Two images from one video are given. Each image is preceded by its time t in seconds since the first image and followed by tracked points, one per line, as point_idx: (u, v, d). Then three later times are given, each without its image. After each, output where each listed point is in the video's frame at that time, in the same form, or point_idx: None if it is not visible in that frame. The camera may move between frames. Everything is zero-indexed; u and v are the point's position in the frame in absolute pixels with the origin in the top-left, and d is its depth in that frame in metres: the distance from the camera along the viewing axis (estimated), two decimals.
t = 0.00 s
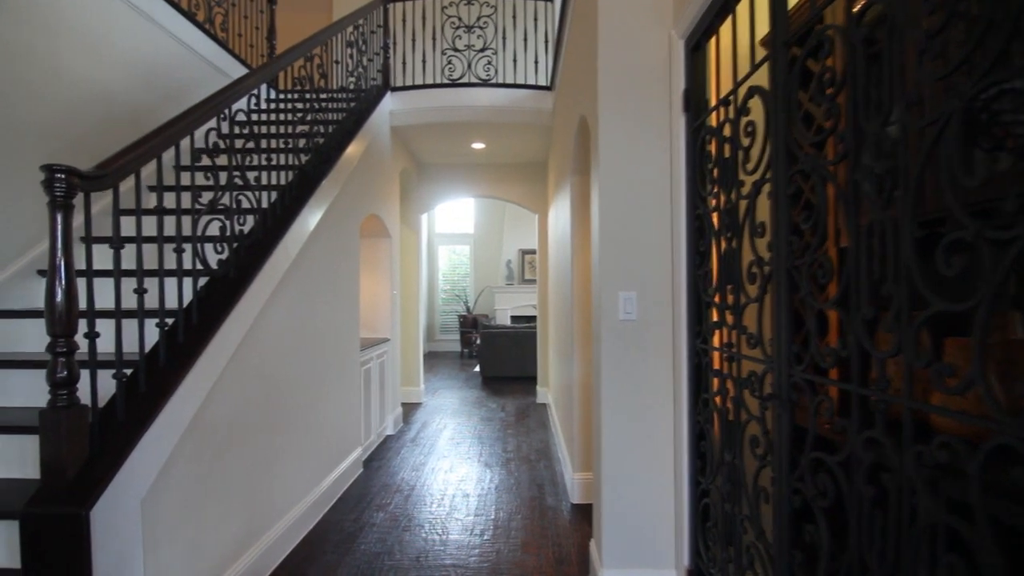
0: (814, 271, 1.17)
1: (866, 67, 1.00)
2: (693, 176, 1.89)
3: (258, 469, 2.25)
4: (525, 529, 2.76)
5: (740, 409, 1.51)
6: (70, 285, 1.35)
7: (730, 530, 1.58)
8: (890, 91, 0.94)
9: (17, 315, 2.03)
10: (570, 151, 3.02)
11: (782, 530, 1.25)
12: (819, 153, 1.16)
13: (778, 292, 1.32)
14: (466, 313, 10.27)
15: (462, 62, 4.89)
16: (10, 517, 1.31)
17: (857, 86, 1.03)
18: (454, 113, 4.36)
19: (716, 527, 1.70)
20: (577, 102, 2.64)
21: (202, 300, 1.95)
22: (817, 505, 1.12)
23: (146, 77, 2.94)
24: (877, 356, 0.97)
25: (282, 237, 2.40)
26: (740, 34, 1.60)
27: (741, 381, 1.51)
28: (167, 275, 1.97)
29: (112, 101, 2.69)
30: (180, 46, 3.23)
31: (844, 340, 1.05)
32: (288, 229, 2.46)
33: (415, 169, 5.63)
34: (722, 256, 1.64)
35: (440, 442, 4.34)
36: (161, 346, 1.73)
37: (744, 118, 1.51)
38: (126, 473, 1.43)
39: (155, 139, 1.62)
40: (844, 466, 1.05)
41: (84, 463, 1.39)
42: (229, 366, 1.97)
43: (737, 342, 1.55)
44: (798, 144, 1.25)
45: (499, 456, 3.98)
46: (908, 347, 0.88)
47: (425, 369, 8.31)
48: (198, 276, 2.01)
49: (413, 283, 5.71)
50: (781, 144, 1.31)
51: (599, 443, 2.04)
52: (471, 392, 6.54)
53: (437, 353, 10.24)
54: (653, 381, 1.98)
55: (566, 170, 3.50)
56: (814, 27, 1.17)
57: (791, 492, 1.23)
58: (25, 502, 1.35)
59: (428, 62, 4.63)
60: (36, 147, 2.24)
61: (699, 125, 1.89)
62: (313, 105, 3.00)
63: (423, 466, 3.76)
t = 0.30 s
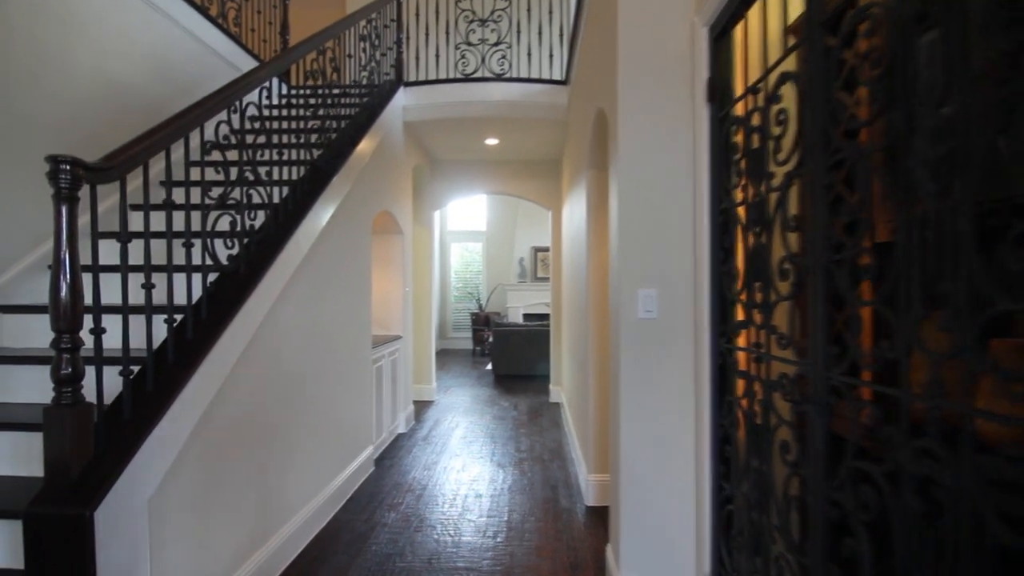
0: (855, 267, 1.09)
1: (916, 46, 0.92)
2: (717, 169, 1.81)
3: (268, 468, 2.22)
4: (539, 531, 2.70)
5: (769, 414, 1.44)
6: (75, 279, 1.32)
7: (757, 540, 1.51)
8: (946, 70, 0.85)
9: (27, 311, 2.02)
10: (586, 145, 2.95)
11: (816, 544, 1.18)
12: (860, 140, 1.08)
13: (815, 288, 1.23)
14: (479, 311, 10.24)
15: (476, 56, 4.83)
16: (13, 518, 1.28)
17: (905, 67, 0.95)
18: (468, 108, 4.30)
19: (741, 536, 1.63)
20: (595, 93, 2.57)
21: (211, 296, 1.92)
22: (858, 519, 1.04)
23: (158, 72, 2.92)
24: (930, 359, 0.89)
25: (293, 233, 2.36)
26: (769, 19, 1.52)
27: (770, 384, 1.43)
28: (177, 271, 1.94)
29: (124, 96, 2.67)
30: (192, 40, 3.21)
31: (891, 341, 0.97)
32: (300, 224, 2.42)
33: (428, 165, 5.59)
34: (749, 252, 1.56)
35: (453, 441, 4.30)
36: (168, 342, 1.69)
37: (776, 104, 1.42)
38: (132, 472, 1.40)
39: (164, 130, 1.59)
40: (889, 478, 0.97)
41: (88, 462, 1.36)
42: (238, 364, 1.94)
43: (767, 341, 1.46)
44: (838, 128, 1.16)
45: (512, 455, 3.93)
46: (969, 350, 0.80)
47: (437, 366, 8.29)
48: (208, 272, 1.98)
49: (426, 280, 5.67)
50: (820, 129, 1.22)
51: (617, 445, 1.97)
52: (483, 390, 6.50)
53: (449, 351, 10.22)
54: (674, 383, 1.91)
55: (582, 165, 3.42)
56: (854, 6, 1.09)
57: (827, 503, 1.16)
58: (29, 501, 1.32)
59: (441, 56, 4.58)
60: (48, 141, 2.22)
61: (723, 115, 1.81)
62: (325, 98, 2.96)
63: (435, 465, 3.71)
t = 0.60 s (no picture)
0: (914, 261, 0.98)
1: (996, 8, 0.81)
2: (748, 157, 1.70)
3: (275, 467, 2.16)
4: (554, 535, 2.62)
5: (809, 420, 1.33)
6: (68, 271, 1.25)
7: (793, 555, 1.41)
8: None
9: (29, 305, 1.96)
10: (603, 135, 2.83)
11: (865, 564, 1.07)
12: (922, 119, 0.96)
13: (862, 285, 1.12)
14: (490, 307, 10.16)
15: (489, 47, 4.73)
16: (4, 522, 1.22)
17: (981, 34, 0.83)
18: (480, 100, 4.21)
19: (773, 549, 1.53)
20: (614, 80, 2.45)
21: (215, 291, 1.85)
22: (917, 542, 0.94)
23: (165, 61, 2.86)
24: (1013, 365, 0.78)
25: (301, 225, 2.28)
26: None
27: (810, 388, 1.32)
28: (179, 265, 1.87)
29: (130, 85, 2.61)
30: (200, 29, 3.15)
31: (962, 344, 0.86)
32: (308, 216, 2.34)
33: (440, 159, 5.50)
34: (785, 245, 1.44)
35: (464, 439, 4.22)
36: (170, 339, 1.63)
37: (816, 84, 1.30)
38: (131, 475, 1.33)
39: (166, 115, 1.52)
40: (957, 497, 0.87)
41: (85, 464, 1.29)
42: (243, 361, 1.87)
43: (807, 341, 1.35)
44: (891, 107, 1.04)
45: (524, 454, 3.84)
46: None
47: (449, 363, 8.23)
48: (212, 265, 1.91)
49: (437, 276, 5.60)
50: (866, 108, 1.10)
51: (637, 449, 1.87)
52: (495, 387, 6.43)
53: (460, 347, 10.16)
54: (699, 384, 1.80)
55: (598, 157, 3.31)
56: None
57: (878, 521, 1.05)
58: (21, 504, 1.26)
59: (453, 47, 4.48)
60: (52, 131, 2.16)
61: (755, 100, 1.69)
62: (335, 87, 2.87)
63: (447, 464, 3.64)
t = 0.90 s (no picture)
0: (980, 259, 0.86)
1: None
2: (775, 146, 1.57)
3: (269, 475, 2.06)
4: (562, 544, 2.52)
5: (848, 432, 1.21)
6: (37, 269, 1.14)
7: None
8: None
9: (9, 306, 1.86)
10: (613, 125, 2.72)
11: None
12: (992, 98, 0.84)
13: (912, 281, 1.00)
14: (493, 305, 10.07)
15: (494, 38, 4.60)
16: None
17: None
18: (484, 92, 4.09)
19: (802, 569, 1.41)
20: (627, 67, 2.33)
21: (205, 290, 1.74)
22: None
23: (159, 51, 2.75)
24: None
25: (297, 220, 2.17)
26: None
27: (851, 398, 1.20)
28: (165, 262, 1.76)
29: (124, 77, 2.51)
30: (195, 18, 3.03)
31: None
32: (305, 211, 2.23)
33: (444, 154, 5.39)
34: (819, 241, 1.32)
35: (467, 441, 4.12)
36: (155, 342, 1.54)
37: (854, 63, 1.19)
38: (108, 489, 1.24)
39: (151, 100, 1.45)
40: None
41: (55, 479, 1.20)
42: (234, 364, 1.76)
43: (845, 346, 1.24)
44: (947, 83, 0.93)
45: (529, 457, 3.74)
46: None
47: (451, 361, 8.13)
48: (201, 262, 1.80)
49: (440, 273, 5.49)
50: (916, 85, 0.98)
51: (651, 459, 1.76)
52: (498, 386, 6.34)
53: (463, 345, 10.06)
54: (720, 391, 1.67)
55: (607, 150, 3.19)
56: None
57: (936, 550, 0.93)
58: None
59: (457, 38, 4.36)
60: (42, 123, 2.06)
61: (782, 84, 1.57)
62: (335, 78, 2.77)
63: (450, 467, 3.53)
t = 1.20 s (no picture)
0: None
1: None
2: (783, 139, 1.49)
3: (244, 488, 1.93)
4: (554, 555, 2.42)
5: (867, 442, 1.13)
6: None
7: None
8: None
9: None
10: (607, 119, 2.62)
11: None
12: None
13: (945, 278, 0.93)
14: (482, 305, 9.95)
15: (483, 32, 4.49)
16: None
17: None
18: (472, 87, 3.98)
19: None
20: (623, 58, 2.24)
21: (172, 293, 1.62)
22: None
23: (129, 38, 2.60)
24: None
25: (274, 217, 2.05)
26: None
27: (872, 405, 1.11)
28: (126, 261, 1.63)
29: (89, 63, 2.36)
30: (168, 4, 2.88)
31: None
32: (283, 208, 2.11)
33: (431, 151, 5.27)
34: (836, 238, 1.24)
35: (456, 445, 4.01)
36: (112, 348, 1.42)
37: (873, 46, 1.11)
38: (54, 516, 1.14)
39: (106, 85, 1.35)
40: None
41: None
42: (203, 371, 1.64)
43: (864, 350, 1.15)
44: (983, 63, 0.85)
45: (519, 462, 3.64)
46: None
47: (440, 363, 8.00)
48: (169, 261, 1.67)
49: (428, 273, 5.36)
50: (948, 66, 0.90)
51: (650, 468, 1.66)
52: (487, 388, 6.23)
53: (451, 346, 9.93)
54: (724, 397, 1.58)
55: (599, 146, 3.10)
56: None
57: None
58: None
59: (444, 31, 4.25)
60: None
61: (790, 73, 1.49)
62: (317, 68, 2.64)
63: (439, 474, 3.41)
